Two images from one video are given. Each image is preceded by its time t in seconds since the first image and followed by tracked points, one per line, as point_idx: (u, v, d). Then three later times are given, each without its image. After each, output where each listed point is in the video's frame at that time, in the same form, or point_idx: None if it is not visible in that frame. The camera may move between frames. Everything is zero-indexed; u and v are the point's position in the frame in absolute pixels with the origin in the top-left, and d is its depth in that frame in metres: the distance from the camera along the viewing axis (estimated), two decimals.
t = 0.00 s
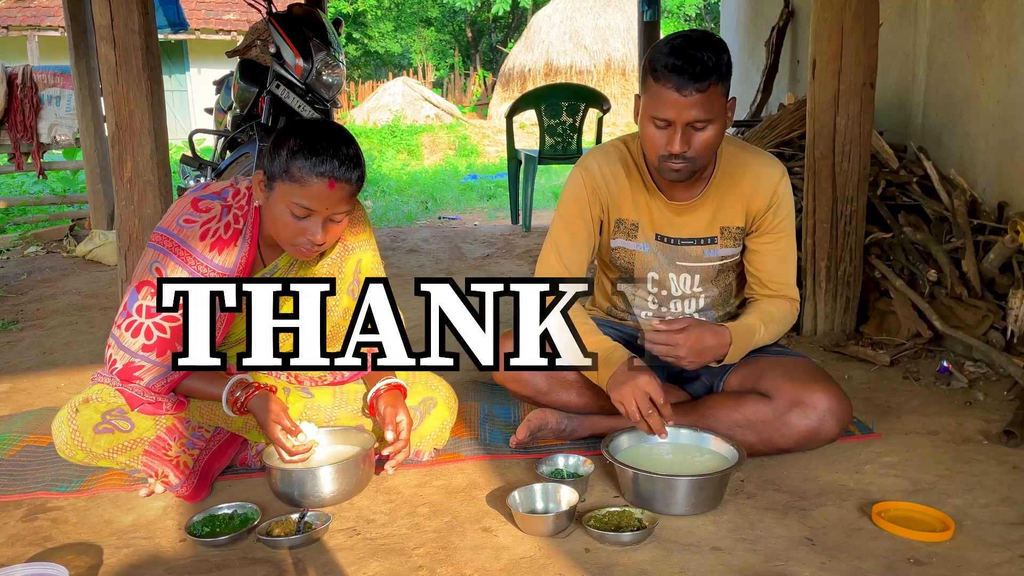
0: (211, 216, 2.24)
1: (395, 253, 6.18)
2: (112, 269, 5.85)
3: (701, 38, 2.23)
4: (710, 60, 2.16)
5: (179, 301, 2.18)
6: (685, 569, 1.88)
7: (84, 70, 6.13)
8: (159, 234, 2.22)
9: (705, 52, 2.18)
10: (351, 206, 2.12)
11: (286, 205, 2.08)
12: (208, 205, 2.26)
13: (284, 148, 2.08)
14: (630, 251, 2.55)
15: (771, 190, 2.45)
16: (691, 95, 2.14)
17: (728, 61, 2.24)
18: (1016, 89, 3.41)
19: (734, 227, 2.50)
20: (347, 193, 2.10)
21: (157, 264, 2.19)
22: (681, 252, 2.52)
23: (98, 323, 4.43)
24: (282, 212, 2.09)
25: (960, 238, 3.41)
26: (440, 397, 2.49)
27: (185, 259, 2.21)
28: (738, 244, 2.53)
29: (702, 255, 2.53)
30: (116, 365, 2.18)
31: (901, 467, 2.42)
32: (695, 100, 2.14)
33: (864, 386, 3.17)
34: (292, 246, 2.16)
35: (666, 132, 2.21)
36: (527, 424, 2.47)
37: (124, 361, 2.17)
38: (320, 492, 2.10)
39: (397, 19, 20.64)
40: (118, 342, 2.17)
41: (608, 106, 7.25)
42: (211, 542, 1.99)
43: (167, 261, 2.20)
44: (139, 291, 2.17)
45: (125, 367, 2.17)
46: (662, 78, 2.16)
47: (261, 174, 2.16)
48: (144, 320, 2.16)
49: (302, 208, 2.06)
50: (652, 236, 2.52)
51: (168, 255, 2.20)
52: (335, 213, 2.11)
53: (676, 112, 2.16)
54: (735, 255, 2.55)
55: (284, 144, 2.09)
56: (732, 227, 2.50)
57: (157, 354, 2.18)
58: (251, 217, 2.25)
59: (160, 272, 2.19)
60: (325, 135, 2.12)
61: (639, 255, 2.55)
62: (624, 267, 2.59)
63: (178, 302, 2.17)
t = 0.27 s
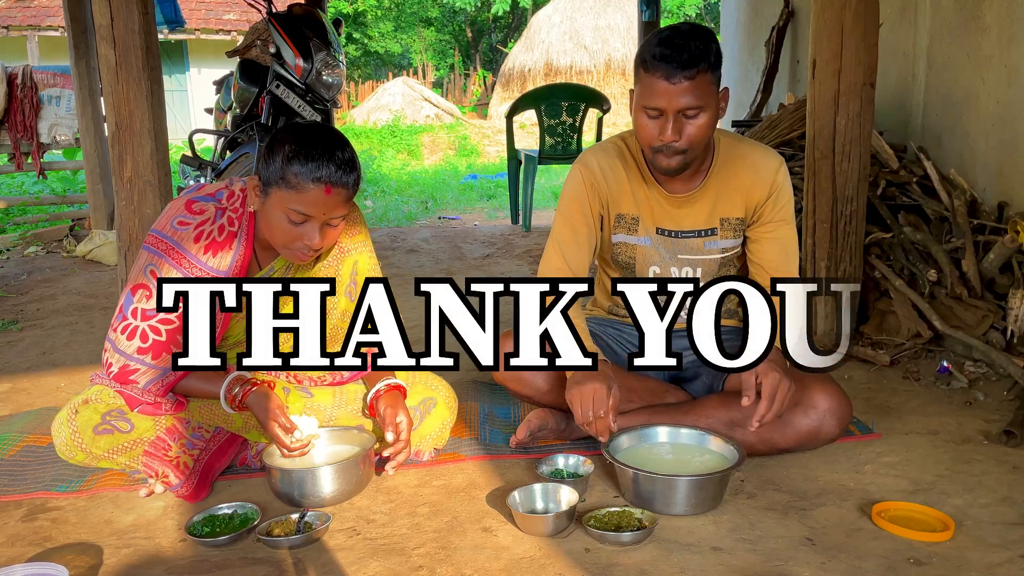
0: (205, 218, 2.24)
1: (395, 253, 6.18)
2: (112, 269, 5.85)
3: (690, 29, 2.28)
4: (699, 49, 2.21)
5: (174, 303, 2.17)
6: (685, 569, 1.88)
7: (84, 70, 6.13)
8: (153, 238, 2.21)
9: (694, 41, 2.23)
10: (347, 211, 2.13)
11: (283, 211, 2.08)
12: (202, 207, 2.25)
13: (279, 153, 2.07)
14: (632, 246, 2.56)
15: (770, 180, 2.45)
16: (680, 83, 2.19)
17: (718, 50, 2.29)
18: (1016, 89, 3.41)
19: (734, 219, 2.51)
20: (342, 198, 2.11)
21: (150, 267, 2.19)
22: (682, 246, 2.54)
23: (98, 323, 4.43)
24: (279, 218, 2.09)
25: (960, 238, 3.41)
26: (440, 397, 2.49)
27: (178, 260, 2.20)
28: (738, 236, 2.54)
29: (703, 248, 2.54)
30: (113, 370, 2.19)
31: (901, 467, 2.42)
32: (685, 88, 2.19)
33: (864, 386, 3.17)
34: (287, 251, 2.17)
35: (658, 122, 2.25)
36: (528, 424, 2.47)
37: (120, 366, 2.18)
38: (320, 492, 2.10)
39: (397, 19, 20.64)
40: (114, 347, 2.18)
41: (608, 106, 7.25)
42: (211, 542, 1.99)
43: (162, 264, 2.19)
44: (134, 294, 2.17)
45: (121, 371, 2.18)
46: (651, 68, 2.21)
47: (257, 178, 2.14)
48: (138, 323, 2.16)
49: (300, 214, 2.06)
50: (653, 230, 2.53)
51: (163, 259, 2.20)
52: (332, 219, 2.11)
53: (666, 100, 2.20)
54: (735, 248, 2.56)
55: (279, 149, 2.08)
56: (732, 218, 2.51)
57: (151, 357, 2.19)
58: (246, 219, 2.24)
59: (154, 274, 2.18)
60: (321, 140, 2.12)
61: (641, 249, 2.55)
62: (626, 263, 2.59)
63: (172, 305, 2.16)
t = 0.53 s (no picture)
0: (199, 220, 2.25)
1: (396, 253, 6.18)
2: (112, 269, 5.86)
3: (677, 23, 2.34)
4: (684, 41, 2.26)
5: (174, 303, 2.20)
6: (685, 569, 1.88)
7: (84, 71, 6.13)
8: (148, 238, 2.23)
9: (679, 34, 2.28)
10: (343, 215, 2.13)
11: (279, 216, 2.08)
12: (196, 209, 2.27)
13: (274, 157, 2.08)
14: (632, 240, 2.57)
15: (763, 169, 2.46)
16: (667, 75, 2.23)
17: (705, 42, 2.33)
18: (1016, 89, 3.41)
19: (731, 211, 2.52)
20: (339, 202, 2.11)
21: (143, 268, 2.20)
22: (681, 240, 2.55)
23: (98, 323, 4.43)
24: (275, 222, 2.09)
25: (960, 238, 3.42)
26: (440, 396, 2.50)
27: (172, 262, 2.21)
28: (735, 229, 2.55)
29: (702, 242, 2.55)
30: (113, 364, 2.20)
31: (901, 467, 2.42)
32: (672, 80, 2.24)
33: (864, 386, 3.17)
34: (285, 255, 2.16)
35: (648, 114, 2.29)
36: (528, 423, 2.47)
37: (117, 357, 2.19)
38: (320, 492, 2.10)
39: (397, 19, 20.64)
40: (103, 347, 2.20)
41: (608, 106, 7.25)
42: (211, 542, 1.99)
43: (153, 266, 2.21)
44: (124, 295, 2.21)
45: (122, 363, 2.18)
46: (638, 62, 2.26)
47: (252, 184, 2.15)
48: (125, 322, 2.20)
49: (295, 218, 2.06)
50: (652, 224, 2.54)
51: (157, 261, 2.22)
52: (329, 223, 2.12)
53: (654, 93, 2.25)
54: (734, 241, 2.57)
55: (273, 152, 2.08)
56: (729, 210, 2.52)
57: (140, 335, 2.19)
58: (240, 224, 2.26)
59: (145, 276, 2.20)
60: (316, 144, 2.12)
61: (641, 244, 2.56)
62: (625, 258, 2.60)
63: (172, 304, 2.20)
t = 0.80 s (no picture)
0: (196, 218, 2.26)
1: (395, 253, 6.18)
2: (112, 269, 5.86)
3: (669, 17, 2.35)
4: (677, 33, 2.27)
5: (174, 303, 2.18)
6: (685, 569, 1.88)
7: (84, 71, 6.13)
8: (146, 234, 2.23)
9: (672, 26, 2.29)
10: (339, 207, 2.12)
11: (276, 208, 2.07)
12: (195, 208, 2.28)
13: (267, 153, 2.09)
14: (632, 237, 2.58)
15: (760, 162, 2.48)
16: (662, 66, 2.24)
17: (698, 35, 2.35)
18: (1016, 90, 3.41)
19: (730, 205, 2.53)
20: (335, 192, 2.10)
21: (139, 262, 2.19)
22: (682, 236, 2.55)
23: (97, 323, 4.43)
24: (271, 216, 2.08)
25: (960, 238, 3.42)
26: (440, 396, 2.50)
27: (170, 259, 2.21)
28: (735, 223, 2.55)
29: (702, 237, 2.55)
30: (109, 353, 2.15)
31: (901, 467, 2.42)
32: (668, 71, 2.25)
33: (864, 386, 3.17)
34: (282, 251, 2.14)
35: (644, 107, 2.30)
36: (528, 423, 2.47)
37: (111, 343, 2.15)
38: (320, 493, 2.09)
39: (397, 19, 20.63)
40: (94, 339, 2.16)
41: (608, 106, 7.25)
42: (211, 542, 1.99)
43: (148, 260, 2.20)
44: (119, 288, 2.19)
45: (116, 348, 2.14)
46: (633, 55, 2.27)
47: (244, 184, 2.16)
48: (117, 313, 2.17)
49: (293, 209, 2.05)
50: (652, 221, 2.55)
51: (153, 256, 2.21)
52: (324, 213, 2.10)
53: (650, 85, 2.26)
54: (735, 235, 2.57)
55: (267, 148, 2.09)
56: (727, 205, 2.53)
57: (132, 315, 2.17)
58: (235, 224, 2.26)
59: (141, 271, 2.19)
60: (309, 139, 2.12)
61: (641, 240, 2.57)
62: (625, 254, 2.61)
63: (172, 305, 2.17)
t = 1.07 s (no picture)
0: (196, 218, 2.26)
1: (395, 253, 6.18)
2: (113, 269, 5.86)
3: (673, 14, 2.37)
4: (680, 28, 2.29)
5: (174, 303, 2.17)
6: (684, 569, 1.88)
7: (84, 71, 6.13)
8: (143, 232, 2.23)
9: (675, 22, 2.31)
10: (337, 214, 2.13)
11: (273, 215, 2.07)
12: (194, 208, 2.27)
13: (266, 159, 2.09)
14: (632, 236, 2.60)
15: (764, 163, 2.49)
16: (665, 60, 2.27)
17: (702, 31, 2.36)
18: (1016, 90, 3.41)
19: (732, 206, 2.53)
20: (334, 199, 2.11)
21: (134, 258, 2.20)
22: (683, 235, 2.56)
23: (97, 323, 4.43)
24: (269, 223, 2.09)
25: (960, 238, 3.42)
26: (440, 396, 2.50)
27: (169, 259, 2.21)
28: (737, 223, 2.56)
29: (703, 237, 2.56)
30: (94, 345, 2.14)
31: (901, 467, 2.42)
32: (670, 65, 2.27)
33: (864, 386, 3.17)
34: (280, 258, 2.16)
35: (647, 101, 2.32)
36: (528, 423, 2.47)
37: (96, 336, 2.14)
38: (320, 492, 2.08)
39: (397, 19, 20.63)
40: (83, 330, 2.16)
41: (608, 106, 7.25)
42: (211, 542, 2.00)
43: (144, 256, 2.21)
44: (113, 283, 2.19)
45: (100, 342, 2.13)
46: (636, 49, 2.30)
47: (243, 188, 2.15)
48: (110, 306, 2.16)
49: (290, 216, 2.06)
50: (654, 220, 2.57)
51: (149, 252, 2.21)
52: (322, 221, 2.11)
53: (654, 78, 2.28)
54: (737, 234, 2.57)
55: (266, 154, 2.09)
56: (730, 205, 2.53)
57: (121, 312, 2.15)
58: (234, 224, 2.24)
59: (135, 266, 2.20)
60: (310, 146, 2.12)
61: (641, 239, 2.59)
62: (626, 253, 2.62)
63: (172, 304, 2.17)
